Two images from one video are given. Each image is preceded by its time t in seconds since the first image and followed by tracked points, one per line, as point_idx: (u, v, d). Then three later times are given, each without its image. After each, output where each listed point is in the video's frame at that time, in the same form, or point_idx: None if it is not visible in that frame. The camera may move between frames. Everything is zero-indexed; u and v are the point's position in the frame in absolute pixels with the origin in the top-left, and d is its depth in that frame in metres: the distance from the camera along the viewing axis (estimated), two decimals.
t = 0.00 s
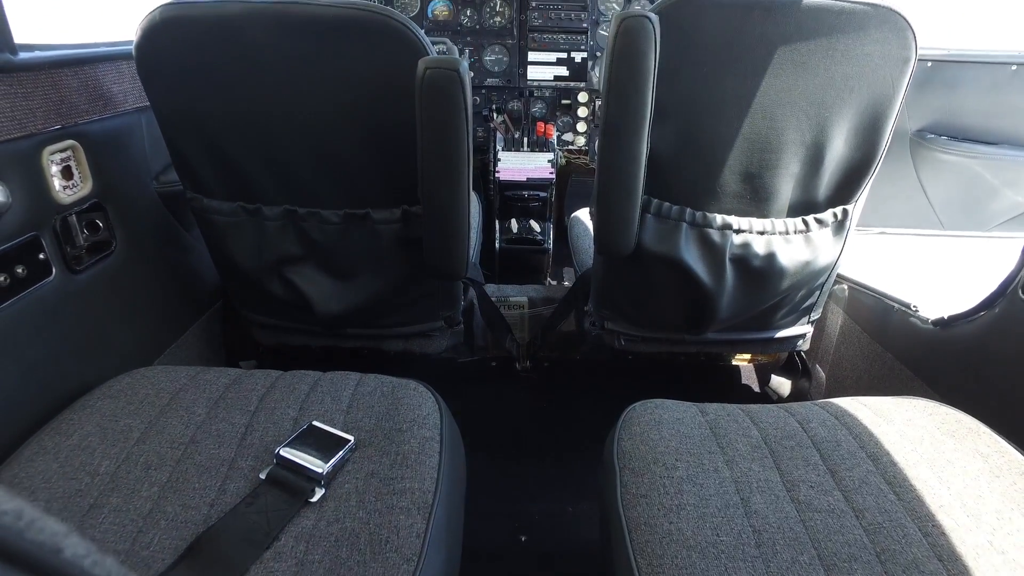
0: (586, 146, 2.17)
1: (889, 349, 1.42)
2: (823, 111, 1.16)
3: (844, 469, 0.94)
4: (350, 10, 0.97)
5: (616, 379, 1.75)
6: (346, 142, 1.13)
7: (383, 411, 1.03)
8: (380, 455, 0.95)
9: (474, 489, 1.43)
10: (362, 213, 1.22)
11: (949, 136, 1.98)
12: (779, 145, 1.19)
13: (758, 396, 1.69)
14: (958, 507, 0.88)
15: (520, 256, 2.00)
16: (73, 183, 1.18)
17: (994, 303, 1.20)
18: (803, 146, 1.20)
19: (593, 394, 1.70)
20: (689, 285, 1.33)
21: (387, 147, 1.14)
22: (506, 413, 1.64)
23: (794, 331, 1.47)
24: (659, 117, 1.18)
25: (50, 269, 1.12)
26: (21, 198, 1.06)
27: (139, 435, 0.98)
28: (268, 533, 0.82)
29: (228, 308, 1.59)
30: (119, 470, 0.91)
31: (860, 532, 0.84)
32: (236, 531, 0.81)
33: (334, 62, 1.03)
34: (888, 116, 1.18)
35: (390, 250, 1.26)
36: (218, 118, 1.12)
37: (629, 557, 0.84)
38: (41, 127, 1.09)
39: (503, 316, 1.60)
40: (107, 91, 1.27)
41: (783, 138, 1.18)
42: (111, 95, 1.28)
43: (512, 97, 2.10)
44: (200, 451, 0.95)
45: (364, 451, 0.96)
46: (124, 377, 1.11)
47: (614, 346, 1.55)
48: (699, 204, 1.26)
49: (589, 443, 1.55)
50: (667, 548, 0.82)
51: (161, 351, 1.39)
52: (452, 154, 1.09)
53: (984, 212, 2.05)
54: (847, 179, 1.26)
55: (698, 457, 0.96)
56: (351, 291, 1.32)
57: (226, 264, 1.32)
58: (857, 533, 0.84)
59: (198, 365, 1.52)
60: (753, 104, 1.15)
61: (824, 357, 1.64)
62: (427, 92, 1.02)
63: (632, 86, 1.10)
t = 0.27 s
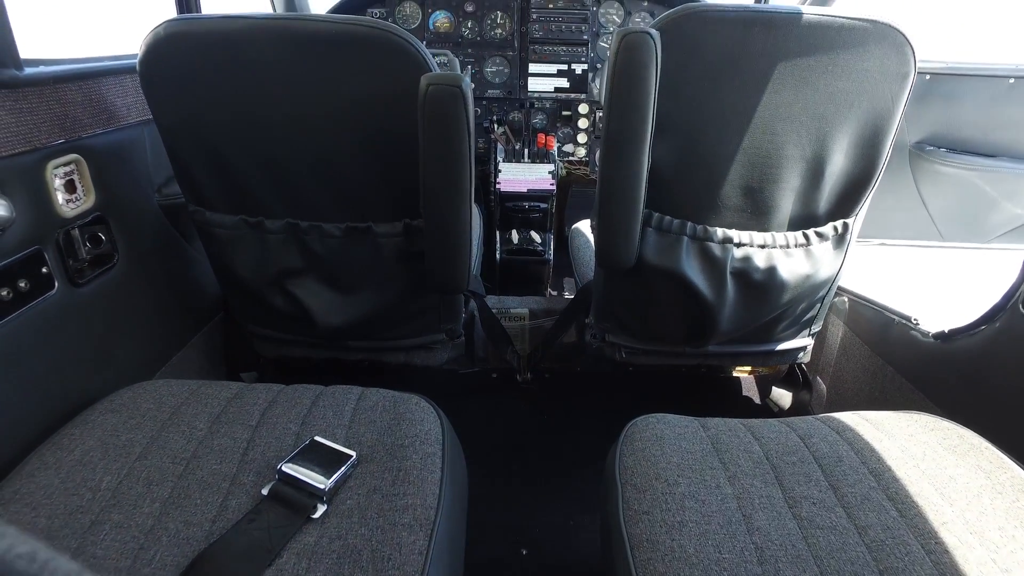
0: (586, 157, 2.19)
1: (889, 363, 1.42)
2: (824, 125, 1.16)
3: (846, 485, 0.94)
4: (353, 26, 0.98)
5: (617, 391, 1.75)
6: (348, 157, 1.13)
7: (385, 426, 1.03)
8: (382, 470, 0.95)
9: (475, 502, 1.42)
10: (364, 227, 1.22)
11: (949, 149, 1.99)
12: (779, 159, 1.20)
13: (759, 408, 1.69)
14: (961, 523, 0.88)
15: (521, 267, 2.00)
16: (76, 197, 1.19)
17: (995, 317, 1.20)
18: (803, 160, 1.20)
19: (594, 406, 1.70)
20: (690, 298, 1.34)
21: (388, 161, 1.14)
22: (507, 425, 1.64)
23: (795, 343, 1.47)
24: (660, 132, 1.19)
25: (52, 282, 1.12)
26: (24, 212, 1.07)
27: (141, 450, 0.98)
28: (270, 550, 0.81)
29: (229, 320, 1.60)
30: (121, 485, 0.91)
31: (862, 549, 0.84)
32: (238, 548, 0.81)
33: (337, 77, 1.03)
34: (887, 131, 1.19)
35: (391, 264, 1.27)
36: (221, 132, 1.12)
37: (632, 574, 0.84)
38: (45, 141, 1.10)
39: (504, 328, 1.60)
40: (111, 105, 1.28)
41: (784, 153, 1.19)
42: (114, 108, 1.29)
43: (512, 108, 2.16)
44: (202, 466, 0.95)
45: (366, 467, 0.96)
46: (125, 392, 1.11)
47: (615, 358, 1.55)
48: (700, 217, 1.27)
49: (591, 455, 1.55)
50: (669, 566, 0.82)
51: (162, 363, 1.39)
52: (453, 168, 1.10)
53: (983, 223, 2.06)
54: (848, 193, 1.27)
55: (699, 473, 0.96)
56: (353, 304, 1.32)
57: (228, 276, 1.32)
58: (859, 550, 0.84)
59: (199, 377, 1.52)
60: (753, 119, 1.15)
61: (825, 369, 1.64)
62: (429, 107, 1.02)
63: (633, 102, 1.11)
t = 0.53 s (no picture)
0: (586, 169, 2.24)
1: (889, 376, 1.42)
2: (823, 141, 1.17)
3: (846, 502, 0.94)
4: (355, 44, 0.99)
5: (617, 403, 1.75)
6: (350, 172, 1.14)
7: (386, 442, 1.04)
8: (382, 487, 0.95)
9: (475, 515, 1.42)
10: (365, 241, 1.23)
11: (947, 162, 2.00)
12: (778, 175, 1.20)
13: (759, 421, 1.69)
14: (962, 541, 0.87)
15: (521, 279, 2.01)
16: (79, 212, 1.19)
17: (994, 332, 1.20)
18: (802, 175, 1.21)
19: (594, 419, 1.70)
20: (690, 312, 1.34)
21: (390, 176, 1.14)
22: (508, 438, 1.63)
23: (795, 357, 1.47)
24: (659, 148, 1.19)
25: (54, 297, 1.12)
26: (27, 228, 1.07)
27: (141, 466, 0.98)
28: (270, 569, 0.81)
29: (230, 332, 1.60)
30: (121, 502, 0.91)
31: (863, 568, 0.84)
32: (238, 567, 0.80)
33: (340, 94, 1.04)
34: (886, 146, 1.19)
35: (392, 278, 1.27)
36: (223, 148, 1.13)
37: None
38: (48, 158, 1.11)
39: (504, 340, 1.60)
40: (114, 120, 1.29)
41: (783, 168, 1.20)
42: (117, 123, 1.30)
43: (513, 120, 2.22)
44: (202, 482, 0.95)
45: (367, 483, 0.96)
46: (126, 407, 1.11)
47: (615, 371, 1.55)
48: (700, 232, 1.27)
49: (591, 468, 1.55)
50: None
51: (162, 377, 1.39)
52: (455, 184, 1.10)
53: (982, 235, 2.07)
54: (847, 208, 1.27)
55: (700, 490, 0.96)
56: (353, 318, 1.32)
57: (229, 290, 1.32)
58: (860, 569, 0.84)
59: (199, 390, 1.52)
60: (752, 135, 1.16)
61: (825, 382, 1.65)
62: (431, 124, 1.03)
63: (632, 118, 1.12)
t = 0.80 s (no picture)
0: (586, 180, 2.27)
1: (889, 389, 1.42)
2: (822, 154, 1.18)
3: (847, 517, 0.94)
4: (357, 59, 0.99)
5: (616, 414, 1.75)
6: (350, 185, 1.14)
7: (386, 456, 1.04)
8: (382, 501, 0.95)
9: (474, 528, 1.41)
10: (365, 254, 1.23)
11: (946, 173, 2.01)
12: (778, 188, 1.21)
13: (760, 432, 1.69)
14: (964, 556, 0.87)
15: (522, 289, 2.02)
16: (81, 224, 1.20)
17: (994, 345, 1.21)
18: (802, 188, 1.21)
19: (594, 430, 1.70)
20: (690, 325, 1.34)
21: (390, 190, 1.15)
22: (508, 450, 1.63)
23: (795, 368, 1.47)
24: (659, 162, 1.20)
25: (55, 309, 1.12)
26: (29, 241, 1.07)
27: (141, 480, 0.97)
28: None
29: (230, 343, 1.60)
30: (121, 517, 0.91)
31: None
32: None
33: (341, 107, 1.04)
34: (884, 159, 1.20)
35: (392, 290, 1.27)
36: (226, 161, 1.14)
37: None
38: (50, 171, 1.11)
39: (504, 351, 1.61)
40: (116, 133, 1.30)
41: (782, 181, 1.20)
42: (119, 136, 1.31)
43: (513, 131, 2.26)
44: (202, 497, 0.95)
45: (367, 497, 0.95)
46: (125, 420, 1.11)
47: (616, 383, 1.55)
48: (700, 245, 1.28)
49: (591, 480, 1.54)
50: None
51: (161, 388, 1.39)
52: (455, 197, 1.11)
53: (982, 246, 2.07)
54: (846, 220, 1.28)
55: (700, 505, 0.96)
56: (353, 330, 1.32)
57: (230, 302, 1.32)
58: None
59: (199, 401, 1.52)
60: (752, 149, 1.17)
61: (825, 394, 1.64)
62: (432, 137, 1.03)
63: (632, 132, 1.12)
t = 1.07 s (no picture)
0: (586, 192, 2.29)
1: (889, 402, 1.42)
2: (820, 169, 1.18)
3: (847, 533, 0.94)
4: (358, 76, 1.00)
5: (616, 427, 1.75)
6: (352, 199, 1.15)
7: (387, 471, 1.04)
8: (383, 517, 0.95)
9: (474, 542, 1.41)
10: (366, 268, 1.24)
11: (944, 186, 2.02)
12: (777, 203, 1.22)
13: (759, 445, 1.68)
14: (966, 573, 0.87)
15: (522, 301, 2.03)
16: (83, 238, 1.20)
17: (993, 360, 1.21)
18: (801, 202, 1.22)
19: (594, 442, 1.70)
20: (690, 338, 1.34)
21: (391, 205, 1.15)
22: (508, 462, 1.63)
23: (795, 382, 1.47)
24: (658, 178, 1.21)
25: (56, 323, 1.13)
26: (31, 255, 1.08)
27: (141, 496, 0.97)
28: None
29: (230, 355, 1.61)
30: (121, 533, 0.91)
31: None
32: None
33: (342, 123, 1.05)
34: (882, 174, 1.21)
35: (393, 304, 1.27)
36: (228, 177, 1.14)
37: None
38: (53, 186, 1.12)
39: (504, 364, 1.61)
40: (118, 147, 1.31)
41: (782, 196, 1.21)
42: (121, 150, 1.32)
43: (514, 144, 2.28)
44: (202, 512, 0.95)
45: (367, 513, 0.95)
46: (126, 435, 1.11)
47: (616, 396, 1.55)
48: (699, 259, 1.28)
49: (591, 493, 1.54)
50: None
51: (161, 402, 1.39)
52: (456, 212, 1.11)
53: (980, 258, 2.08)
54: (845, 234, 1.28)
55: (700, 521, 0.96)
56: (354, 344, 1.33)
57: (231, 316, 1.33)
58: None
59: (199, 414, 1.52)
60: (751, 164, 1.17)
61: (825, 406, 1.64)
62: (433, 154, 1.04)
63: (631, 148, 1.13)
